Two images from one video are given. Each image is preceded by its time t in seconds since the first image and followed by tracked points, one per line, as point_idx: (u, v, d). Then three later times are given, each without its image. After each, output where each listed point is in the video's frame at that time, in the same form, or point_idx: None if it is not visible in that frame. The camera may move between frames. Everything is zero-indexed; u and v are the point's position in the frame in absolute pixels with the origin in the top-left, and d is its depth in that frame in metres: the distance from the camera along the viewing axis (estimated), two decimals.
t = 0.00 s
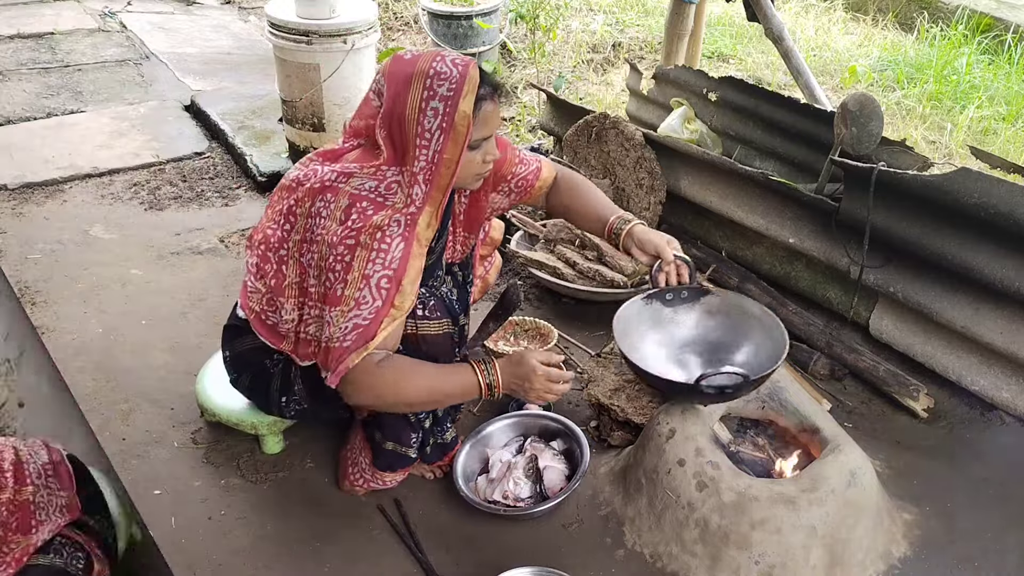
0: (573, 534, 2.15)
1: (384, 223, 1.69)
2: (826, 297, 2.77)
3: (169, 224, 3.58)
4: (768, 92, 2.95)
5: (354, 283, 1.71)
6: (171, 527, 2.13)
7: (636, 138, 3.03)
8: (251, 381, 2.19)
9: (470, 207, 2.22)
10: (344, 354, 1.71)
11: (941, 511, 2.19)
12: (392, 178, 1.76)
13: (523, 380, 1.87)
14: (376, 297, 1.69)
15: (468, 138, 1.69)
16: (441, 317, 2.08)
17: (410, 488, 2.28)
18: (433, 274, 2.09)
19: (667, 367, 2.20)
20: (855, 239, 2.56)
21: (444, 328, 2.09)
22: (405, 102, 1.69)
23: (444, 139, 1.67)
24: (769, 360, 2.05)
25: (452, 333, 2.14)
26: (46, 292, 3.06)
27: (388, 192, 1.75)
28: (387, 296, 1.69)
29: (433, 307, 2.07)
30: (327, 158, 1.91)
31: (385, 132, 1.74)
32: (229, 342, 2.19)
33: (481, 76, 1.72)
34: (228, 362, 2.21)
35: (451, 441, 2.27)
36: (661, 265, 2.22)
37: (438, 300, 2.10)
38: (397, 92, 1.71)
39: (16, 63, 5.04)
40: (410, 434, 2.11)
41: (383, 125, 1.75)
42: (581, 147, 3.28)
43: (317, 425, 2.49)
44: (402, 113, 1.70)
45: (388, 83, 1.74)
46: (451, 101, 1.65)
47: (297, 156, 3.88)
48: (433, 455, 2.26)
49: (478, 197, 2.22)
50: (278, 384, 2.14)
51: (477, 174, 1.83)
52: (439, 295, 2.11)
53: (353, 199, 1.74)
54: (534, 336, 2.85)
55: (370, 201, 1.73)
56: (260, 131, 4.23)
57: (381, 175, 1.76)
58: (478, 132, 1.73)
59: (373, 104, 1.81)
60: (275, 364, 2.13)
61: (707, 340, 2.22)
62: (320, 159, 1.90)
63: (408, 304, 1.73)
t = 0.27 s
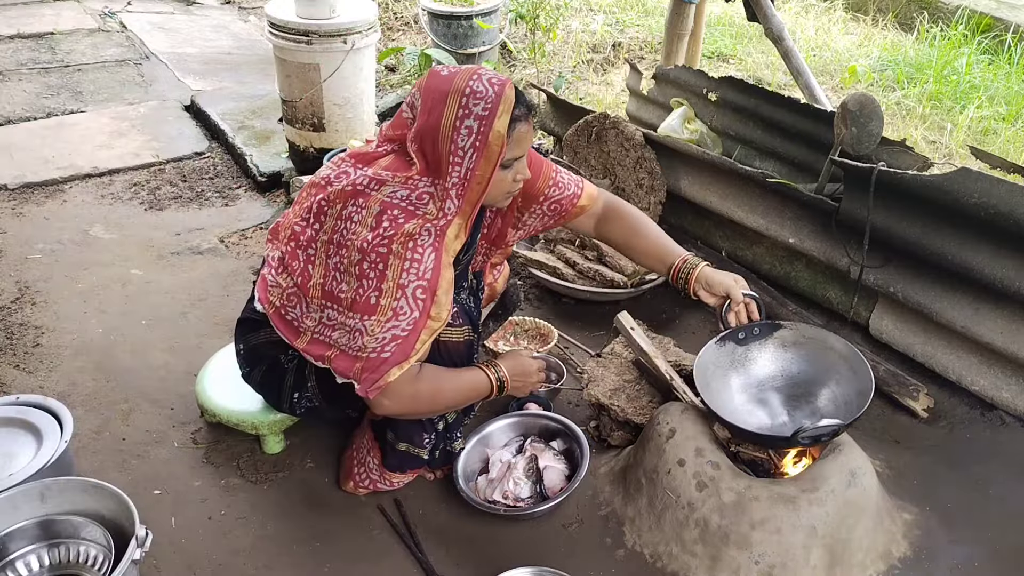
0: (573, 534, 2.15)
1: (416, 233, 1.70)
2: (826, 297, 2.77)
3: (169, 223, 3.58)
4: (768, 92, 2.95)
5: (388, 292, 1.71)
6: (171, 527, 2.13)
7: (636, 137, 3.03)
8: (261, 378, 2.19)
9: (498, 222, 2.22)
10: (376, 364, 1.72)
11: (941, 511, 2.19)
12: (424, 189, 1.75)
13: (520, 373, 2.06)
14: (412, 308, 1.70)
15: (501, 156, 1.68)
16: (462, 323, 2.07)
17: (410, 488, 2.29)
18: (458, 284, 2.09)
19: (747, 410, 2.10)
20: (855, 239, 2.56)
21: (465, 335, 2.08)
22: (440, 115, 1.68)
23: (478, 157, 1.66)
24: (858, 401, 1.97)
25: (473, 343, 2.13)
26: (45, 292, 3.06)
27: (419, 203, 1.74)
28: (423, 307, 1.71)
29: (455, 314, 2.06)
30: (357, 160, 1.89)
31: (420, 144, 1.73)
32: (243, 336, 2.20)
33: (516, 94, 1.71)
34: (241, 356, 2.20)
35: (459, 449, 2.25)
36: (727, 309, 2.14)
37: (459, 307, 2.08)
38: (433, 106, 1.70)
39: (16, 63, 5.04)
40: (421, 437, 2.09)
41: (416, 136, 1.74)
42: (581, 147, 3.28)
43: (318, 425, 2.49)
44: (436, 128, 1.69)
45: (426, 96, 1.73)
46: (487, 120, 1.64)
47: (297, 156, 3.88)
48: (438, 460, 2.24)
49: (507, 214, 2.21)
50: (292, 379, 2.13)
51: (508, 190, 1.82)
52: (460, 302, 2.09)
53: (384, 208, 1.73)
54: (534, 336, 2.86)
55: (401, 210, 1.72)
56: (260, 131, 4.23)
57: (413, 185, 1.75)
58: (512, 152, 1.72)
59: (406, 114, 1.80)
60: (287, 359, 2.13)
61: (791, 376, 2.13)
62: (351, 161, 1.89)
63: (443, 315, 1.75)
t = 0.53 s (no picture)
0: (573, 534, 2.15)
1: (418, 231, 1.69)
2: (826, 297, 2.77)
3: (169, 223, 3.58)
4: (768, 92, 2.95)
5: (391, 290, 1.71)
6: (171, 527, 2.13)
7: (636, 138, 3.03)
8: (262, 377, 2.18)
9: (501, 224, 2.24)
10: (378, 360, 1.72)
11: (941, 511, 2.19)
12: (428, 188, 1.75)
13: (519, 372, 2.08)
14: (414, 306, 1.70)
15: (507, 158, 1.69)
16: (463, 322, 2.07)
17: (410, 488, 2.29)
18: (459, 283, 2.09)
19: (743, 426, 2.09)
20: (856, 239, 2.56)
21: (465, 335, 2.08)
22: (446, 114, 1.69)
23: (485, 157, 1.66)
24: (850, 426, 1.96)
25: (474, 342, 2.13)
26: (45, 292, 3.06)
27: (422, 201, 1.74)
28: (425, 305, 1.70)
29: (456, 313, 2.06)
30: (362, 159, 1.89)
31: (426, 142, 1.74)
32: (246, 334, 2.19)
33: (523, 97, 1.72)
34: (242, 356, 2.20)
35: (459, 449, 2.25)
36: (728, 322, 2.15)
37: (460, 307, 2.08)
38: (441, 106, 1.70)
39: (16, 63, 5.04)
40: (421, 437, 2.09)
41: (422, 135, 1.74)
42: (581, 147, 3.28)
43: (317, 425, 2.49)
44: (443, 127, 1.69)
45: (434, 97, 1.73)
46: (494, 120, 1.64)
47: (297, 156, 3.88)
48: (438, 460, 2.24)
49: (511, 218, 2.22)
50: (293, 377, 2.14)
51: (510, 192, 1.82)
52: (461, 301, 2.10)
53: (388, 205, 1.73)
54: (534, 337, 2.86)
55: (404, 208, 1.73)
56: (260, 131, 4.23)
57: (417, 184, 1.76)
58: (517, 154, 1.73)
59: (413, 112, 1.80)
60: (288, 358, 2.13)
61: (786, 398, 2.13)
62: (357, 160, 1.90)
63: (445, 313, 1.74)
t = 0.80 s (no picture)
0: (574, 533, 2.15)
1: (407, 229, 1.69)
2: (826, 297, 2.77)
3: (169, 224, 3.58)
4: (768, 92, 2.95)
5: (379, 288, 1.71)
6: (171, 527, 2.13)
7: (636, 138, 3.03)
8: (257, 376, 2.19)
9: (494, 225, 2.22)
10: (368, 359, 1.73)
11: (941, 511, 2.19)
12: (417, 185, 1.74)
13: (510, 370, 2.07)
14: (403, 304, 1.70)
15: (500, 156, 1.69)
16: (453, 321, 2.07)
17: (410, 488, 2.29)
18: (449, 282, 2.09)
19: (742, 425, 2.09)
20: (856, 239, 2.56)
21: (455, 333, 2.08)
22: (438, 112, 1.68)
23: (476, 156, 1.66)
24: (850, 427, 1.96)
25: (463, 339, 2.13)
26: (45, 292, 3.06)
27: (411, 199, 1.74)
28: (414, 303, 1.71)
29: (446, 311, 2.06)
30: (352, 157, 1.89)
31: (416, 139, 1.73)
32: (237, 334, 2.19)
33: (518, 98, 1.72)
34: (237, 355, 2.20)
35: (455, 447, 2.24)
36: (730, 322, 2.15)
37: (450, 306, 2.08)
38: (434, 104, 1.69)
39: (16, 63, 5.04)
40: (416, 437, 2.08)
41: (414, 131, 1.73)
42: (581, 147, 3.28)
43: (317, 425, 2.50)
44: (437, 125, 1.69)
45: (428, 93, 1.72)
46: (488, 120, 1.64)
47: (297, 156, 3.88)
48: (436, 459, 2.24)
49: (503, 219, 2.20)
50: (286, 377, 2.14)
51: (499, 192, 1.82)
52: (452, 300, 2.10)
53: (377, 203, 1.73)
54: (535, 337, 2.87)
55: (393, 206, 1.72)
56: (260, 131, 4.23)
57: (406, 182, 1.75)
58: (508, 153, 1.73)
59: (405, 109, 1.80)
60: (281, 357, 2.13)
61: (785, 399, 2.13)
62: (347, 158, 1.90)
63: (434, 311, 1.75)
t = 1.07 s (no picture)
0: (573, 534, 2.15)
1: (390, 223, 1.68)
2: (826, 297, 2.77)
3: (169, 224, 3.58)
4: (768, 92, 2.95)
5: (359, 279, 1.70)
6: (171, 527, 2.13)
7: (636, 138, 3.03)
8: (236, 374, 2.19)
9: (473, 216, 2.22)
10: (341, 348, 1.70)
11: (941, 511, 2.19)
12: (400, 180, 1.73)
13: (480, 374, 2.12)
14: (382, 295, 1.69)
15: (492, 169, 1.72)
16: (427, 313, 2.05)
17: (410, 489, 2.29)
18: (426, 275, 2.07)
19: (742, 424, 2.09)
20: (856, 239, 2.56)
21: (429, 325, 2.06)
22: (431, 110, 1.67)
23: (471, 164, 1.68)
24: (849, 427, 1.96)
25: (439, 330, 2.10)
26: (45, 292, 3.06)
27: (394, 193, 1.72)
28: (392, 296, 1.70)
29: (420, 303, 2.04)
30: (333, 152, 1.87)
31: (405, 136, 1.71)
32: (214, 332, 2.18)
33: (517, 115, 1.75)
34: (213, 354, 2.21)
35: (441, 437, 2.24)
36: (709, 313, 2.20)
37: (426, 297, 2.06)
38: (428, 103, 1.68)
39: (16, 63, 5.04)
40: (393, 429, 2.09)
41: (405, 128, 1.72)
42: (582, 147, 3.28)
43: (317, 425, 2.50)
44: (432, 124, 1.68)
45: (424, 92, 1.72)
46: (489, 133, 1.67)
47: (297, 156, 3.88)
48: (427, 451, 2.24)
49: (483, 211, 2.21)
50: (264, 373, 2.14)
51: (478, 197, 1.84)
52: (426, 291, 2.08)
53: (359, 196, 1.71)
54: (535, 336, 2.87)
55: (375, 200, 1.71)
56: (260, 131, 4.23)
57: (389, 176, 1.73)
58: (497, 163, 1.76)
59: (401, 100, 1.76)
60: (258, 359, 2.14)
61: (785, 399, 2.13)
62: (327, 154, 1.89)
63: (413, 305, 1.74)
